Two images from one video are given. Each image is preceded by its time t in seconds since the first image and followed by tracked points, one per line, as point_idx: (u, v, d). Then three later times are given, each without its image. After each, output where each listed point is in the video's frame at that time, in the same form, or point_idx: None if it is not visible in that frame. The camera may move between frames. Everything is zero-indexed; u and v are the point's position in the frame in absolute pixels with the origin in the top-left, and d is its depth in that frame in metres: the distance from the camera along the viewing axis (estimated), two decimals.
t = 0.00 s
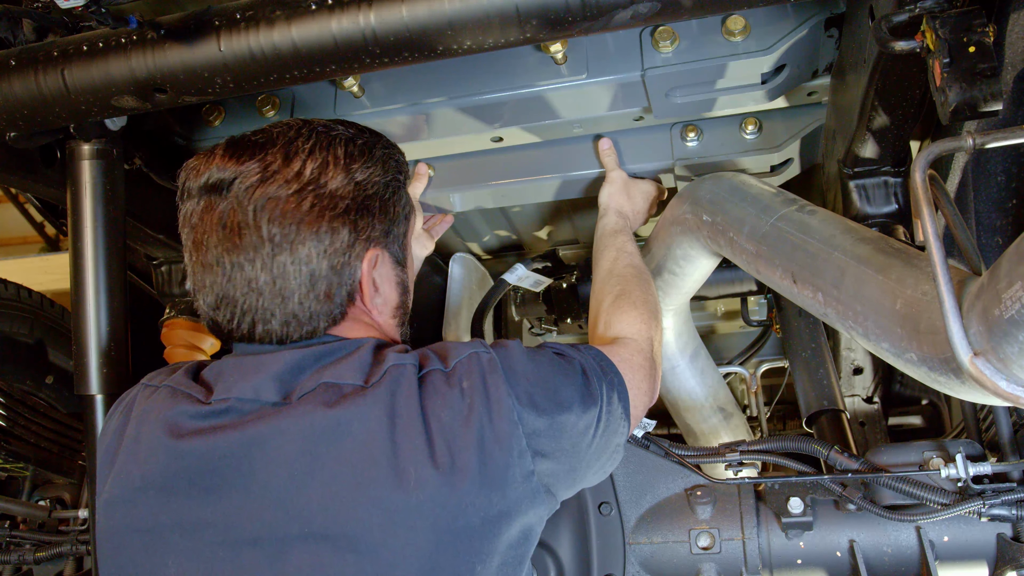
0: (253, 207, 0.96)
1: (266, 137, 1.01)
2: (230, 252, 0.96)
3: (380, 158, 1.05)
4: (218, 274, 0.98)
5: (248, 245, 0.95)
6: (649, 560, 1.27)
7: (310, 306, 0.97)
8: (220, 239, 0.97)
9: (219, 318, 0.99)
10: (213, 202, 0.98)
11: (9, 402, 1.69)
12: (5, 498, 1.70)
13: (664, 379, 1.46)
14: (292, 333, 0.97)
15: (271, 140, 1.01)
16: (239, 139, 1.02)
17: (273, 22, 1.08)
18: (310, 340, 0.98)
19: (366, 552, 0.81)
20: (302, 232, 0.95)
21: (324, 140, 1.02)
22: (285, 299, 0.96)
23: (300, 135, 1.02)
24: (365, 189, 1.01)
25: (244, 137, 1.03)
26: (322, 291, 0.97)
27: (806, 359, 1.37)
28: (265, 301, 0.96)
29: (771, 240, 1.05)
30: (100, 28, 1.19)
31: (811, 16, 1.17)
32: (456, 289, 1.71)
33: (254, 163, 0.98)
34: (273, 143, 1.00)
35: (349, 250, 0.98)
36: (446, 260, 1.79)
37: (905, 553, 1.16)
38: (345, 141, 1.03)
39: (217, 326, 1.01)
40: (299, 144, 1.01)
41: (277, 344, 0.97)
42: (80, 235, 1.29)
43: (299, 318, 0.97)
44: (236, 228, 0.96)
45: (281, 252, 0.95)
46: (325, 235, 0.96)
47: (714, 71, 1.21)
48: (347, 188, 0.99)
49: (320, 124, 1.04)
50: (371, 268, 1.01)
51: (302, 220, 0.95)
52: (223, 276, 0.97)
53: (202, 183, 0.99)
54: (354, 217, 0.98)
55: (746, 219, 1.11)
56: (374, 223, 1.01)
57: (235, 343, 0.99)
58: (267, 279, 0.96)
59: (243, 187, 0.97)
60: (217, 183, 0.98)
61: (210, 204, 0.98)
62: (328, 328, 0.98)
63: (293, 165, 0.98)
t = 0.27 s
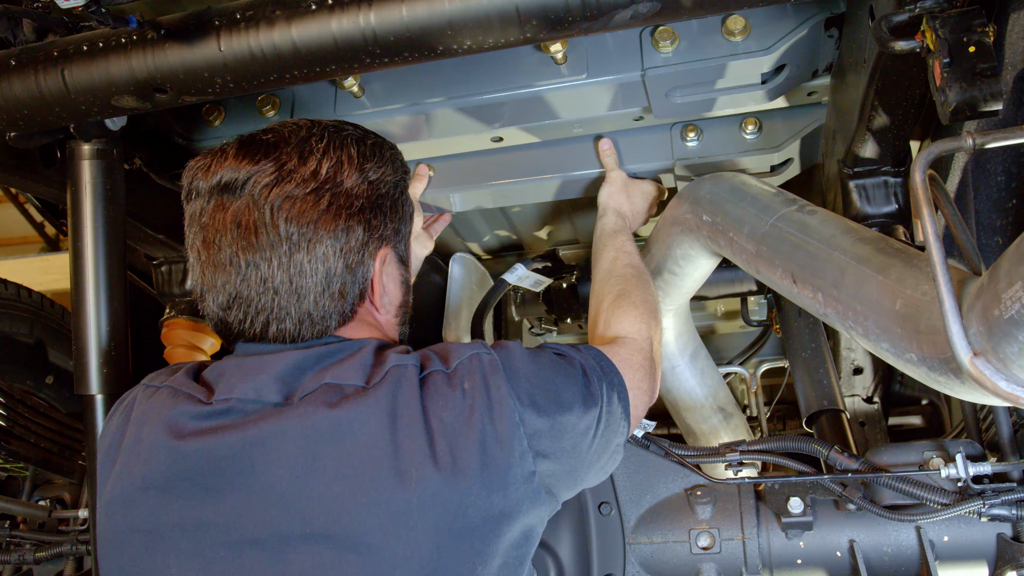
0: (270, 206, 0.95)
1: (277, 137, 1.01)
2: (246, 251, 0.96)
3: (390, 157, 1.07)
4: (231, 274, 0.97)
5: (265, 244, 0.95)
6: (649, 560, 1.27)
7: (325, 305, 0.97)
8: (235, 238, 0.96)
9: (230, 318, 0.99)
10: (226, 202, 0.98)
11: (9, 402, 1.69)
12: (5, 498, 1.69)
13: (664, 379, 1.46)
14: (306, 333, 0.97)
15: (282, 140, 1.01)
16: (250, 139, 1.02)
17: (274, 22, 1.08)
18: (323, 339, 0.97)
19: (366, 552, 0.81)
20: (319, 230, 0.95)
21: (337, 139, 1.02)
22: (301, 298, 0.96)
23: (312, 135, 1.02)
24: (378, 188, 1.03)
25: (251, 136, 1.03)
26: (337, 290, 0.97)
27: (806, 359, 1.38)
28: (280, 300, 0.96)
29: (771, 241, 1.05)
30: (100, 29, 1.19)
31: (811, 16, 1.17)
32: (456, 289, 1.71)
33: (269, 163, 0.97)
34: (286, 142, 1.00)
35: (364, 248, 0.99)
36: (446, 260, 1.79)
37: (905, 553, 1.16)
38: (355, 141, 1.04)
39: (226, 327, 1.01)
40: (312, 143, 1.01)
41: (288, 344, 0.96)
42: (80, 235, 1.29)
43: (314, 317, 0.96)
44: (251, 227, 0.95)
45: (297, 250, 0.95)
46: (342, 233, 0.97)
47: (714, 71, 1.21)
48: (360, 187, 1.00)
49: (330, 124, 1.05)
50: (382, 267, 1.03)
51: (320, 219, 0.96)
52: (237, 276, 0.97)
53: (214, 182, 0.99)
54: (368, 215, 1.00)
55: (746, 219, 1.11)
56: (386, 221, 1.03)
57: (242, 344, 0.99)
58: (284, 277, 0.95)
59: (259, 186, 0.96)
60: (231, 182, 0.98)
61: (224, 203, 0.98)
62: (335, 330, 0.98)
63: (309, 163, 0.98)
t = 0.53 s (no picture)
0: (266, 209, 0.95)
1: (275, 138, 1.01)
2: (243, 254, 0.96)
3: (388, 159, 1.06)
4: (229, 276, 0.97)
5: (261, 247, 0.95)
6: (649, 560, 1.27)
7: (322, 307, 0.97)
8: (232, 241, 0.96)
9: (228, 320, 0.99)
10: (223, 204, 0.98)
11: (9, 402, 1.68)
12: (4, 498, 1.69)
13: (664, 379, 1.46)
14: (304, 334, 0.97)
15: (279, 142, 1.01)
16: (246, 141, 1.02)
17: (274, 22, 1.08)
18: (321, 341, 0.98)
19: (367, 553, 0.81)
20: (315, 233, 0.95)
21: (335, 141, 1.02)
22: (298, 300, 0.96)
23: (309, 136, 1.02)
24: (375, 190, 1.02)
25: (249, 138, 1.03)
26: (334, 292, 0.97)
27: (806, 359, 1.38)
28: (278, 303, 0.96)
29: (771, 241, 1.05)
30: (100, 28, 1.19)
31: (811, 16, 1.17)
32: (456, 289, 1.71)
33: (265, 166, 0.97)
34: (283, 145, 1.00)
35: (361, 250, 0.99)
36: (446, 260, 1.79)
37: (905, 553, 1.16)
38: (353, 142, 1.03)
39: (225, 328, 1.01)
40: (309, 145, 1.01)
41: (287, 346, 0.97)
42: (80, 235, 1.29)
43: (312, 319, 0.96)
44: (248, 230, 0.95)
45: (294, 253, 0.95)
46: (338, 236, 0.96)
47: (714, 71, 1.21)
48: (358, 189, 1.00)
49: (328, 125, 1.05)
50: (380, 267, 1.02)
51: (316, 221, 0.96)
52: (234, 278, 0.97)
53: (211, 185, 0.99)
54: (365, 217, 0.99)
55: (746, 219, 1.11)
56: (383, 222, 1.02)
57: (241, 345, 0.99)
58: (281, 280, 0.95)
59: (255, 189, 0.96)
60: (227, 185, 0.98)
61: (221, 206, 0.98)
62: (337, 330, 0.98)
63: (306, 166, 0.98)
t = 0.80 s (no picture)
0: (256, 210, 0.96)
1: (269, 140, 1.02)
2: (234, 255, 0.97)
3: (383, 160, 1.06)
4: (221, 277, 0.98)
5: (251, 248, 0.96)
6: (649, 560, 1.27)
7: (313, 309, 0.96)
8: (224, 242, 0.97)
9: (223, 321, 1.00)
10: (216, 206, 0.99)
11: (9, 402, 1.66)
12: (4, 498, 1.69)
13: (664, 379, 1.46)
14: (295, 336, 0.97)
15: (273, 144, 1.01)
16: (241, 143, 1.03)
17: (273, 22, 1.08)
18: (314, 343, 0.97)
19: (367, 553, 0.81)
20: (304, 235, 0.95)
21: (328, 143, 1.02)
22: (288, 302, 0.96)
23: (304, 138, 1.02)
24: (367, 192, 1.02)
25: (246, 139, 1.03)
26: (324, 295, 0.97)
27: (806, 359, 1.37)
28: (268, 304, 0.96)
29: (771, 241, 1.05)
30: (100, 29, 1.19)
31: (811, 16, 1.17)
32: (456, 289, 1.70)
33: (256, 167, 0.98)
34: (276, 146, 1.01)
35: (352, 253, 0.98)
36: (447, 260, 1.79)
37: (905, 553, 1.16)
38: (347, 143, 1.03)
39: (220, 330, 1.02)
40: (301, 147, 1.01)
41: (279, 348, 0.97)
42: (80, 235, 1.29)
43: (303, 321, 0.96)
44: (239, 231, 0.96)
45: (283, 255, 0.96)
46: (327, 238, 0.96)
47: (715, 71, 1.21)
48: (349, 191, 1.00)
49: (323, 126, 1.04)
50: (374, 270, 1.01)
51: (305, 223, 0.96)
52: (227, 279, 0.98)
53: (205, 187, 1.00)
54: (356, 220, 0.99)
55: (746, 219, 1.11)
56: (376, 225, 1.01)
57: (238, 346, 0.99)
58: (271, 281, 0.96)
59: (246, 191, 0.97)
60: (220, 187, 0.99)
61: (214, 207, 0.99)
62: (333, 331, 0.98)
63: (296, 168, 0.98)
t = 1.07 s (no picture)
0: (250, 210, 0.96)
1: (266, 140, 1.02)
2: (228, 255, 0.97)
3: (378, 161, 1.05)
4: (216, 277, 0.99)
5: (244, 248, 0.96)
6: (650, 560, 1.27)
7: (306, 310, 0.96)
8: (218, 242, 0.97)
9: (218, 320, 1.00)
10: (211, 206, 0.99)
11: (9, 402, 1.68)
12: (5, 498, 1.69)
13: (664, 379, 1.46)
14: (289, 336, 0.97)
15: (269, 144, 1.01)
16: (237, 143, 1.03)
17: (273, 22, 1.08)
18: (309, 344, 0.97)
19: (366, 553, 0.81)
20: (297, 236, 0.95)
21: (323, 143, 1.01)
22: (282, 302, 0.96)
23: (299, 138, 1.02)
24: (362, 193, 1.01)
25: (243, 139, 1.03)
26: (318, 295, 0.96)
27: (806, 359, 1.37)
28: (262, 304, 0.96)
29: (771, 241, 1.05)
30: (100, 29, 1.19)
31: (811, 16, 1.17)
32: (456, 289, 1.70)
33: (251, 167, 0.98)
34: (271, 147, 1.00)
35: (346, 254, 0.98)
36: (447, 260, 1.79)
37: (905, 554, 1.16)
38: (343, 143, 1.03)
39: (216, 329, 1.02)
40: (296, 147, 1.01)
41: (272, 348, 0.97)
42: (80, 235, 1.29)
43: (296, 322, 0.96)
44: (233, 232, 0.97)
45: (276, 255, 0.96)
46: (320, 238, 0.96)
47: (714, 71, 1.21)
48: (343, 191, 0.99)
49: (318, 127, 1.04)
50: (369, 271, 1.01)
51: (298, 224, 0.95)
52: (221, 278, 0.98)
53: (200, 186, 1.00)
54: (350, 220, 0.98)
55: (746, 219, 1.11)
56: (371, 226, 1.01)
57: (237, 345, 1.00)
58: (264, 282, 0.96)
59: (240, 191, 0.97)
60: (214, 187, 0.99)
61: (209, 207, 0.99)
62: (329, 331, 0.98)
63: (290, 168, 0.98)
